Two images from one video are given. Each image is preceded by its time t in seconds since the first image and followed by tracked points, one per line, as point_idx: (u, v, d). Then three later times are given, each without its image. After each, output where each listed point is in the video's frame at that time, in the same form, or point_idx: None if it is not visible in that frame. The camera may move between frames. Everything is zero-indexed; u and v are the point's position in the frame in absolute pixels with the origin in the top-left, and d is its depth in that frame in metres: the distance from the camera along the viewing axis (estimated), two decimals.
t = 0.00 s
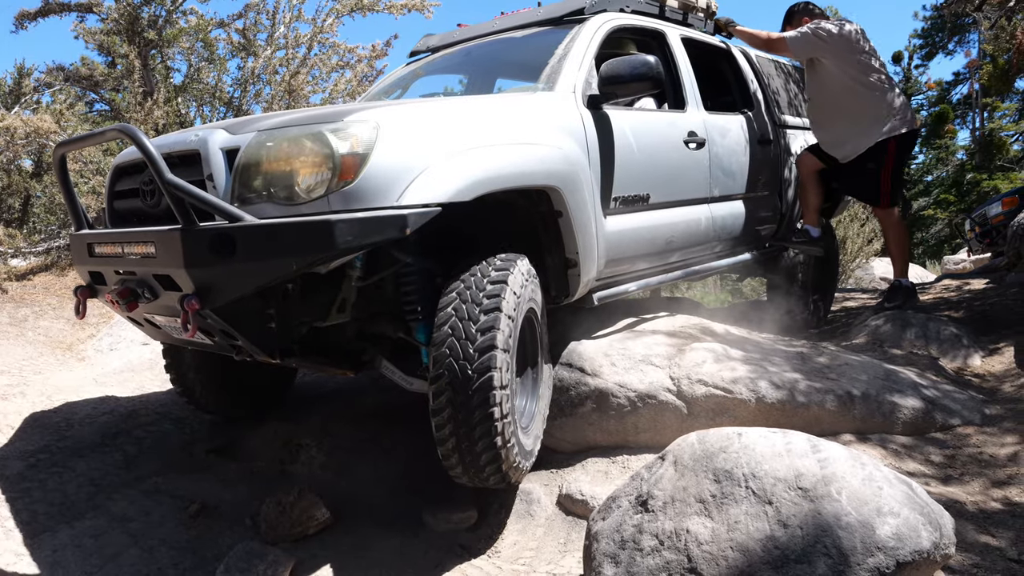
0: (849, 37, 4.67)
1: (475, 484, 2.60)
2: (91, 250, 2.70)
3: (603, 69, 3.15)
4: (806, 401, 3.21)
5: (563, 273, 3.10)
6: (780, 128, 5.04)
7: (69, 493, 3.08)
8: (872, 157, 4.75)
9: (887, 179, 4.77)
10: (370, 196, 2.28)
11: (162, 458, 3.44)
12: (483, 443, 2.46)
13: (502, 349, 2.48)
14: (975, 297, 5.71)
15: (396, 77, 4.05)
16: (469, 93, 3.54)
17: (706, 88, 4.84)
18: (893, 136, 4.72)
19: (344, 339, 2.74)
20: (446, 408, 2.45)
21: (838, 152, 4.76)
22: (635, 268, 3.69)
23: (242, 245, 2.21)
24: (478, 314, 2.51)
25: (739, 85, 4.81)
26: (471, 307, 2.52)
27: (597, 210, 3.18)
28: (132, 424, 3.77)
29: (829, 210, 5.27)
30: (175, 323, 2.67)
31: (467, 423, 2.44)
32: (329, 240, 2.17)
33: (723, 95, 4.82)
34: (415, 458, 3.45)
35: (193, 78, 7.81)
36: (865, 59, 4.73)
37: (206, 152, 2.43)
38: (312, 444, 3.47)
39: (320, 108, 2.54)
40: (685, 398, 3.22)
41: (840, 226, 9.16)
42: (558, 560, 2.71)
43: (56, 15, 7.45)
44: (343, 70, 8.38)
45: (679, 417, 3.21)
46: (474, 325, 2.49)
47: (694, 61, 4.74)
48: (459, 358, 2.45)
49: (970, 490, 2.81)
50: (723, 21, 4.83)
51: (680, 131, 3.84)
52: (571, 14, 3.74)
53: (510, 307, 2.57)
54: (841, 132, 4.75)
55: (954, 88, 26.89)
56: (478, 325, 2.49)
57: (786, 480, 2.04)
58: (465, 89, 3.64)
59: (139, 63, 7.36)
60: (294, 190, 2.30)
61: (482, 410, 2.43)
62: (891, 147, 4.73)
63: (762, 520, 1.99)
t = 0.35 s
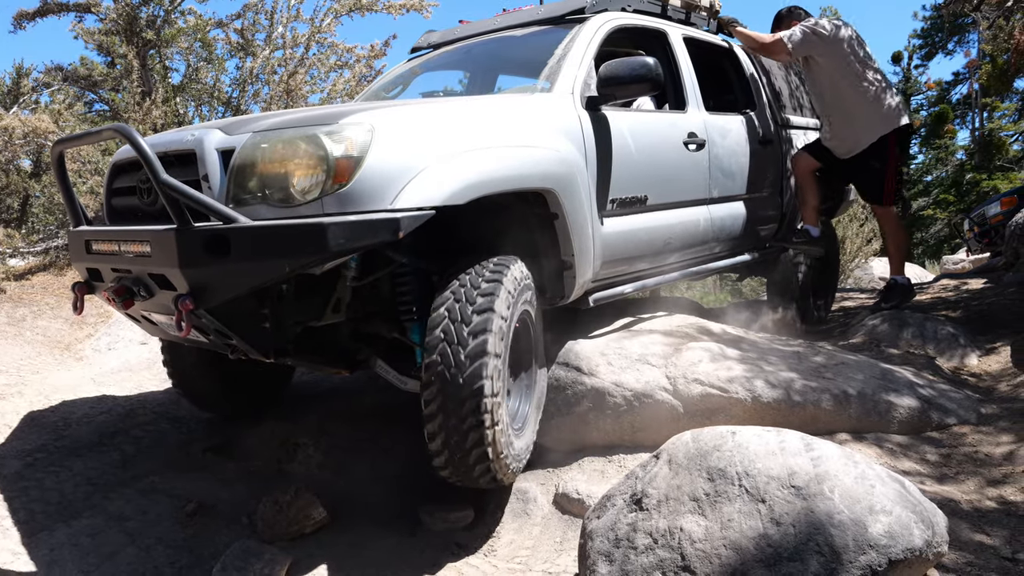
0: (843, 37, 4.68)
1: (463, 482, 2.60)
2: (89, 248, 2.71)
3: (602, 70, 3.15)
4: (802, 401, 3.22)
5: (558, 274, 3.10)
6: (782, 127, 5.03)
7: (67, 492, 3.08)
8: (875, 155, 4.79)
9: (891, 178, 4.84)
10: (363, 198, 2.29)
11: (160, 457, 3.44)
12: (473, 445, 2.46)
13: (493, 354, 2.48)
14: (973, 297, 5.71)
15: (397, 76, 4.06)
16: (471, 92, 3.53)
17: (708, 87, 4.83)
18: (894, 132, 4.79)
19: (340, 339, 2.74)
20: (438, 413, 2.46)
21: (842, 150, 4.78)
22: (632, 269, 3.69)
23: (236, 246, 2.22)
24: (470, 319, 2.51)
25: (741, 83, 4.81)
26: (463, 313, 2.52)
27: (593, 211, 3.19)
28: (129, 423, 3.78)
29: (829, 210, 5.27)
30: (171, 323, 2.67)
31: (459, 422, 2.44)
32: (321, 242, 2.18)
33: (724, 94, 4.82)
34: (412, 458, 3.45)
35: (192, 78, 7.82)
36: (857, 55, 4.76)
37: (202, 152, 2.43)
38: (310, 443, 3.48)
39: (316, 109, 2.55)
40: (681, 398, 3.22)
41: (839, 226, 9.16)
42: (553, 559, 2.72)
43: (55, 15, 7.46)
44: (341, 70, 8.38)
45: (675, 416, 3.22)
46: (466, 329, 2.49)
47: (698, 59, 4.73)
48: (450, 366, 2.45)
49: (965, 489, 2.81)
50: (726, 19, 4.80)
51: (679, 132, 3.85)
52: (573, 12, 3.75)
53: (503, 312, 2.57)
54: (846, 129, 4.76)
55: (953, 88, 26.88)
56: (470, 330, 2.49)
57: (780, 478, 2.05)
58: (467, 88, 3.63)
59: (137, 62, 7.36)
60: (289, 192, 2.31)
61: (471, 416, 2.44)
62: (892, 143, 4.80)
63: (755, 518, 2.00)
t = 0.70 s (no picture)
0: (857, 35, 4.72)
1: (460, 480, 2.62)
2: (87, 250, 2.72)
3: (596, 72, 3.18)
4: (797, 402, 3.24)
5: (553, 274, 3.12)
6: (779, 129, 5.05)
7: (65, 493, 3.10)
8: (888, 157, 4.79)
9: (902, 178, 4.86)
10: (357, 197, 2.30)
11: (158, 458, 3.46)
12: (468, 445, 2.48)
13: (487, 353, 2.50)
14: (970, 298, 5.73)
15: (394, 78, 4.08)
16: (469, 94, 3.56)
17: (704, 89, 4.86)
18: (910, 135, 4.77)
19: (337, 339, 2.76)
20: (433, 413, 2.47)
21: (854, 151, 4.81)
22: (628, 271, 3.71)
23: (231, 247, 2.24)
24: (464, 319, 2.52)
25: (737, 85, 4.83)
26: (457, 314, 2.54)
27: (588, 212, 3.21)
28: (128, 424, 3.80)
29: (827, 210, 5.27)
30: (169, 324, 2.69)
31: (454, 423, 2.46)
32: (316, 242, 2.20)
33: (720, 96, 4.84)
34: (408, 458, 3.47)
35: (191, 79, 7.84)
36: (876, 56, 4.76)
37: (198, 154, 2.45)
38: (308, 443, 3.50)
39: (312, 111, 2.57)
40: (677, 399, 3.24)
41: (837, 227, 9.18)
42: (550, 560, 2.74)
43: (54, 16, 7.47)
44: (340, 71, 8.39)
45: (671, 417, 3.24)
46: (460, 330, 2.51)
47: (694, 63, 4.76)
48: (444, 366, 2.47)
49: (958, 490, 2.83)
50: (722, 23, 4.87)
51: (674, 133, 3.87)
52: (567, 16, 3.78)
53: (496, 311, 2.59)
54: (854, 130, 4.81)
55: (952, 88, 26.90)
56: (464, 330, 2.50)
57: (772, 479, 2.07)
58: (463, 90, 3.66)
59: (136, 64, 7.37)
60: (284, 192, 2.33)
61: (466, 415, 2.46)
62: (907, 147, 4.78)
63: (747, 519, 2.02)
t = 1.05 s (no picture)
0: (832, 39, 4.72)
1: (458, 483, 2.63)
2: (86, 252, 2.72)
3: (595, 73, 3.17)
4: (797, 402, 3.24)
5: (551, 276, 3.12)
6: (779, 129, 5.05)
7: (64, 493, 3.09)
8: (862, 157, 4.80)
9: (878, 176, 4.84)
10: (355, 202, 2.30)
11: (157, 458, 3.45)
12: (466, 447, 2.48)
13: (485, 357, 2.49)
14: (968, 298, 5.74)
15: (394, 78, 4.07)
16: (469, 94, 3.55)
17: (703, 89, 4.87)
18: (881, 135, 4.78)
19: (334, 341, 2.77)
20: (431, 416, 2.47)
21: (826, 154, 4.78)
22: (626, 271, 3.71)
23: (228, 251, 2.24)
24: (462, 323, 2.52)
25: (738, 84, 4.83)
26: (455, 317, 2.53)
27: (586, 214, 3.21)
28: (127, 424, 3.79)
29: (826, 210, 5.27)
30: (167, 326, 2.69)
31: (451, 425, 2.46)
32: (312, 247, 2.19)
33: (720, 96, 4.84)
34: (407, 459, 3.47)
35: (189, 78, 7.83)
36: (856, 65, 4.79)
37: (196, 157, 2.45)
38: (307, 444, 3.50)
39: (309, 114, 2.57)
40: (676, 399, 3.24)
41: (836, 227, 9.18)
42: (549, 560, 2.73)
43: (52, 16, 7.46)
44: (339, 71, 8.39)
45: (670, 418, 3.23)
46: (458, 333, 2.50)
47: (694, 62, 4.75)
48: (442, 369, 2.46)
49: (957, 490, 2.83)
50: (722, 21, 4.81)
51: (674, 134, 3.87)
52: (566, 16, 3.77)
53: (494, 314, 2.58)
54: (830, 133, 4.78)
55: (950, 88, 26.94)
56: (461, 334, 2.50)
57: (771, 480, 2.07)
58: (463, 90, 3.65)
59: (135, 63, 7.37)
60: (281, 196, 2.32)
61: (464, 417, 2.45)
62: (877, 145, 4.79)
63: (747, 520, 2.02)
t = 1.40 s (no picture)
0: (853, 35, 4.74)
1: (457, 482, 2.62)
2: (85, 248, 2.71)
3: (595, 72, 3.17)
4: (795, 401, 3.24)
5: (550, 273, 3.12)
6: (778, 130, 5.06)
7: (62, 493, 3.09)
8: (900, 155, 4.81)
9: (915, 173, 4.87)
10: (354, 198, 2.30)
11: (156, 458, 3.45)
12: (464, 445, 2.48)
13: (484, 354, 2.50)
14: (966, 298, 5.75)
15: (394, 77, 4.07)
16: (468, 95, 3.56)
17: (703, 88, 4.87)
18: (920, 131, 4.79)
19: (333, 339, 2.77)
20: (430, 414, 2.47)
21: (863, 151, 4.85)
22: (625, 271, 3.71)
23: (227, 247, 2.23)
24: (460, 321, 2.52)
25: (737, 85, 4.84)
26: (453, 317, 2.53)
27: (585, 212, 3.21)
28: (125, 424, 3.79)
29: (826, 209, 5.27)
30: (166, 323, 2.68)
31: (449, 423, 2.46)
32: (311, 243, 2.19)
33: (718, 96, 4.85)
34: (405, 458, 3.47)
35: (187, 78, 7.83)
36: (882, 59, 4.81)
37: (196, 154, 2.45)
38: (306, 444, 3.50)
39: (308, 111, 2.56)
40: (675, 399, 3.24)
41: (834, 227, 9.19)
42: (548, 560, 2.73)
43: (49, 15, 7.45)
44: (337, 70, 8.39)
45: (669, 417, 3.24)
46: (457, 331, 2.50)
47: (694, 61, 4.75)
48: (441, 371, 2.46)
49: (955, 489, 2.84)
50: (722, 22, 4.86)
51: (673, 134, 3.87)
52: (566, 16, 3.78)
53: (492, 314, 2.58)
54: (864, 130, 4.85)
55: (947, 89, 27.00)
56: (460, 335, 2.49)
57: (771, 479, 2.07)
58: (462, 92, 3.65)
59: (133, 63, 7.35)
60: (281, 192, 2.32)
61: (462, 418, 2.46)
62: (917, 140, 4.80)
63: (747, 519, 2.02)
